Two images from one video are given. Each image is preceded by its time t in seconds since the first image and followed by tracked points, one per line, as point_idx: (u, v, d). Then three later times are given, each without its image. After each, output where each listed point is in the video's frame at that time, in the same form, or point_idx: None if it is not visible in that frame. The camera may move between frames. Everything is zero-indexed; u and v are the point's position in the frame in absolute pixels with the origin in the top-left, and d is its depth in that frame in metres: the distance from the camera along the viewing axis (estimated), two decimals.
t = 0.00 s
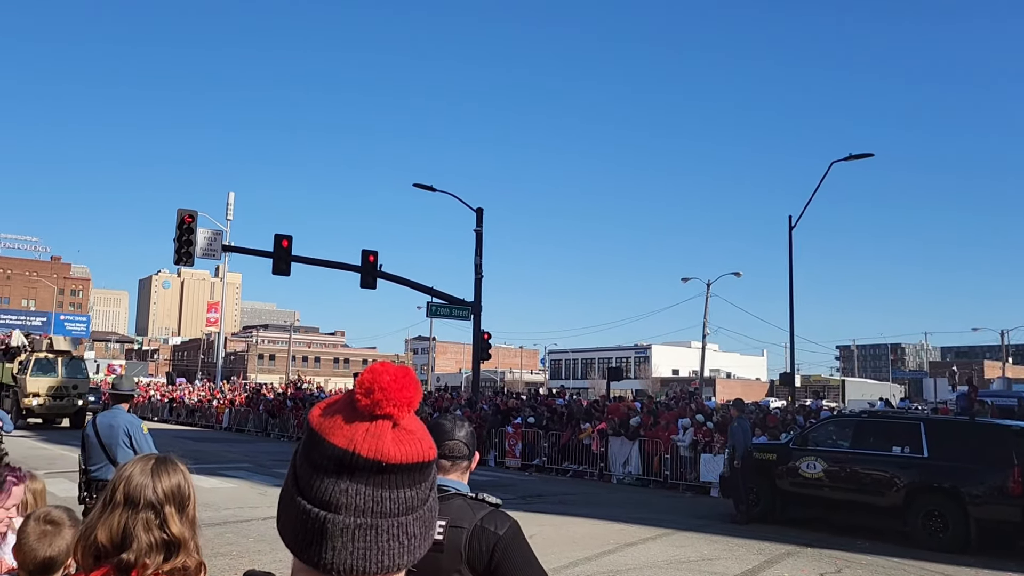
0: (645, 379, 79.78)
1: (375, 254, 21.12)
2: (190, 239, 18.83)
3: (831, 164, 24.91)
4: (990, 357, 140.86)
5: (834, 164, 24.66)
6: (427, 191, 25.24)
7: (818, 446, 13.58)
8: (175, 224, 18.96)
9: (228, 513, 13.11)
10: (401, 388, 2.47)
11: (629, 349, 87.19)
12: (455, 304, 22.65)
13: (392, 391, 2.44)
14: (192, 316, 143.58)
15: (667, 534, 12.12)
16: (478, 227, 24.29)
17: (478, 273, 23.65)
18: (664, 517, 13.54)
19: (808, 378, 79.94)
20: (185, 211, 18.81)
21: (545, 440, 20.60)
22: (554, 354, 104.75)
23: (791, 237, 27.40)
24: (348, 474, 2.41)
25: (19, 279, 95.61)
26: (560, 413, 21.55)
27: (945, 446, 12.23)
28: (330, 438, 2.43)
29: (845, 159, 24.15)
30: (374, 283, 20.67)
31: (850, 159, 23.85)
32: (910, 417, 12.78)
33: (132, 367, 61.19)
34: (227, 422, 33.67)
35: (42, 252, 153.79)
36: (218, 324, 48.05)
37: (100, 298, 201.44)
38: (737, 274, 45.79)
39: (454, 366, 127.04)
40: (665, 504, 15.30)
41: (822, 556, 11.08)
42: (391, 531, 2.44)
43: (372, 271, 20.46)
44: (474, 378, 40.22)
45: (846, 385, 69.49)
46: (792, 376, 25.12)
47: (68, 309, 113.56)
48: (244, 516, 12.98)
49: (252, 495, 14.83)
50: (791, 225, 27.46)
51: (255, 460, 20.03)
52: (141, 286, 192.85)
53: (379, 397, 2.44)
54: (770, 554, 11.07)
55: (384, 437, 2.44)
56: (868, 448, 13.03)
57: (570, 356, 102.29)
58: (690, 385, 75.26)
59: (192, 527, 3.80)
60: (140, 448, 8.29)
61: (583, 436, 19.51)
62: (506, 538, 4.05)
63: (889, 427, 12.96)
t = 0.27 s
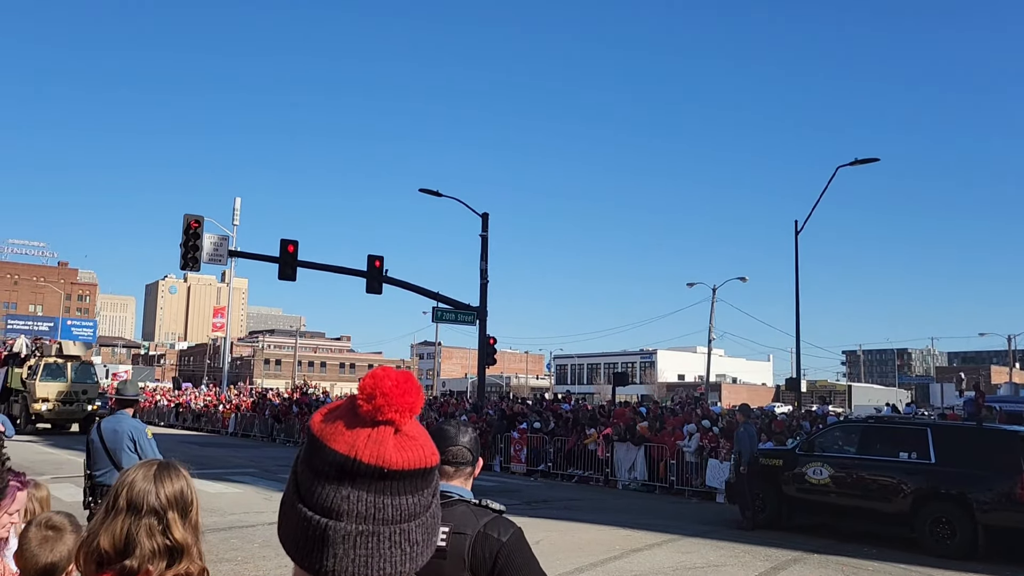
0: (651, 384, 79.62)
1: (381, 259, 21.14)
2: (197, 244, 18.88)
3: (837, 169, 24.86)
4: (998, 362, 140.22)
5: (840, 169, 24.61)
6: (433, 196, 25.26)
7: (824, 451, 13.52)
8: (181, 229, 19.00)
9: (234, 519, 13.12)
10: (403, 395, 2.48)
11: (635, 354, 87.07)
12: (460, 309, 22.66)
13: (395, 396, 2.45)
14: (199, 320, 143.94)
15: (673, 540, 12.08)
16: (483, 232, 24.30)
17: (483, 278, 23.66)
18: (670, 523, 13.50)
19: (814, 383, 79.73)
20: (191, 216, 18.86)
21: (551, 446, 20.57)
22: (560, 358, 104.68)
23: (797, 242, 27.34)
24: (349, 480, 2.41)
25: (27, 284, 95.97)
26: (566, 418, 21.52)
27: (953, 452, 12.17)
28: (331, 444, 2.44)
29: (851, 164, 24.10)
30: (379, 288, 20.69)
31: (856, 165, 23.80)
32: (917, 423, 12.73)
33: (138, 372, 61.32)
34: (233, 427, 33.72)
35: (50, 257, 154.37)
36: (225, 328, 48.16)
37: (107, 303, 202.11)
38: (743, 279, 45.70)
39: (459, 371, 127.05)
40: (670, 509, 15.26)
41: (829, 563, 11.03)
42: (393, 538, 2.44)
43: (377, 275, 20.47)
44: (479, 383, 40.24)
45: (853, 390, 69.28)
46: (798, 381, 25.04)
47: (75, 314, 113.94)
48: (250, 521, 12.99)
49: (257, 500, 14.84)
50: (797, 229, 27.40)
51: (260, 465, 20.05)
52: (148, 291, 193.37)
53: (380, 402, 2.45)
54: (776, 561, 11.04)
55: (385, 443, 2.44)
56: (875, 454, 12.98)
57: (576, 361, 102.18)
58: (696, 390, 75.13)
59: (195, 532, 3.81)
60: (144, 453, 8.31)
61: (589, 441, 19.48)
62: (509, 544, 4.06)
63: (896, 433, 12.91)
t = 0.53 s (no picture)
0: (655, 388, 79.54)
1: (385, 263, 21.18)
2: (202, 249, 18.93)
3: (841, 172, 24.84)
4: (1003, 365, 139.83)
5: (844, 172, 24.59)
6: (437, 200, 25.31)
7: (829, 454, 13.51)
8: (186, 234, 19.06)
9: (240, 523, 13.15)
10: (412, 398, 2.49)
11: (640, 358, 87.04)
12: (465, 313, 22.68)
13: (404, 400, 2.47)
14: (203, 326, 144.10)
15: (679, 543, 12.07)
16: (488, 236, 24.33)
17: (488, 282, 23.68)
18: (676, 526, 13.50)
19: (820, 386, 79.54)
20: (196, 221, 18.92)
21: (556, 449, 20.56)
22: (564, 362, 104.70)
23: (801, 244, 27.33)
24: (359, 483, 2.43)
25: (32, 290, 96.23)
26: (571, 421, 21.52)
27: (959, 454, 12.16)
28: (342, 447, 2.46)
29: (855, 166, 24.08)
30: (384, 293, 20.73)
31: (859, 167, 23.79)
32: (922, 425, 12.72)
33: (143, 377, 61.38)
34: (238, 432, 33.75)
35: (54, 263, 154.81)
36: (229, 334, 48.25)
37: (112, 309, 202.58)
38: (748, 283, 45.65)
39: (464, 375, 127.06)
40: (676, 513, 15.25)
41: (835, 566, 11.02)
42: (402, 541, 2.45)
43: (382, 280, 20.51)
44: (484, 387, 40.27)
45: (858, 393, 69.17)
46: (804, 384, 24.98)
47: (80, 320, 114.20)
48: (256, 525, 13.01)
49: (263, 504, 14.86)
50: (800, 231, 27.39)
51: (266, 470, 20.06)
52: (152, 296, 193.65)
53: (390, 406, 2.46)
54: (782, 563, 11.03)
55: (395, 446, 2.45)
56: (880, 457, 12.96)
57: (580, 365, 102.08)
58: (702, 394, 75.01)
59: (204, 534, 3.82)
60: (149, 458, 8.32)
61: (594, 445, 19.50)
62: (516, 548, 4.07)
63: (901, 435, 12.89)
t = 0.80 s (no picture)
0: (658, 387, 79.49)
1: (388, 265, 21.17)
2: (204, 252, 18.93)
3: (843, 171, 24.79)
4: (1006, 362, 139.62)
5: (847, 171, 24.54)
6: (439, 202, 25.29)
7: (834, 454, 13.49)
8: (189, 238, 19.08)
9: (244, 526, 13.14)
10: (417, 408, 2.48)
11: (642, 358, 87.00)
12: (467, 314, 22.67)
13: (409, 411, 2.44)
14: (205, 328, 144.15)
15: (684, 544, 12.06)
16: (490, 237, 24.31)
17: (490, 284, 23.67)
18: (680, 527, 13.49)
19: (823, 385, 79.41)
20: (198, 225, 18.93)
21: (560, 450, 20.55)
22: (566, 362, 104.72)
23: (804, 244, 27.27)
24: (365, 492, 2.41)
25: (35, 294, 96.35)
26: (575, 423, 21.50)
27: (963, 454, 12.13)
28: (348, 458, 2.45)
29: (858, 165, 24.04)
30: (387, 295, 20.72)
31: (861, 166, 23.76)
32: (927, 424, 12.69)
33: (146, 380, 61.37)
34: (241, 434, 33.75)
35: (57, 267, 155.00)
36: (232, 336, 48.27)
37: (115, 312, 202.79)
38: (750, 282, 45.60)
39: (466, 375, 127.03)
40: (680, 513, 15.24)
41: (840, 566, 11.01)
42: (409, 550, 2.43)
43: (385, 282, 20.50)
44: (487, 388, 40.27)
45: (861, 392, 69.01)
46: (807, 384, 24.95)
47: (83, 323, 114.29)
48: (260, 529, 13.01)
49: (267, 508, 14.86)
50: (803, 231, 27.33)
51: (270, 473, 20.06)
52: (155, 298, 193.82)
53: (395, 416, 2.44)
54: (787, 564, 11.01)
55: (400, 456, 2.44)
56: (885, 456, 12.94)
57: (583, 365, 101.95)
58: (705, 393, 74.92)
59: (209, 541, 3.81)
60: (153, 463, 8.31)
61: (597, 446, 19.50)
62: (522, 553, 4.06)
63: (906, 434, 12.87)
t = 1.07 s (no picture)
0: (658, 389, 79.47)
1: (388, 268, 21.18)
2: (204, 256, 18.94)
3: (842, 171, 24.81)
4: (1007, 362, 139.54)
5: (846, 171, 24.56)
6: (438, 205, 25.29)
7: (835, 454, 13.48)
8: (189, 242, 19.09)
9: (245, 530, 13.13)
10: (408, 410, 2.48)
11: (643, 359, 86.99)
12: (467, 317, 22.68)
13: (402, 413, 2.45)
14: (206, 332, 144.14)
15: (685, 545, 12.06)
16: (489, 240, 24.32)
17: (490, 286, 23.68)
18: (681, 529, 13.48)
19: (824, 386, 79.36)
20: (198, 229, 18.94)
21: (561, 452, 20.54)
22: (567, 364, 104.78)
23: (803, 245, 27.27)
24: (357, 496, 2.41)
25: (36, 299, 96.38)
26: (575, 424, 21.50)
27: (964, 454, 12.13)
28: (339, 462, 2.44)
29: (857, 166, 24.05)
30: (387, 298, 20.73)
31: (860, 166, 23.76)
32: (927, 424, 12.68)
33: (147, 384, 61.30)
34: (242, 438, 33.74)
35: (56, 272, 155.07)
36: (232, 340, 48.25)
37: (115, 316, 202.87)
38: (750, 283, 45.61)
39: (467, 378, 126.98)
40: (681, 515, 15.22)
41: (841, 567, 11.00)
42: (402, 553, 2.42)
43: (384, 285, 20.51)
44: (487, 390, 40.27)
45: (862, 393, 68.98)
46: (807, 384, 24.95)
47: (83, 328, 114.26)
48: (261, 532, 13.01)
49: (268, 512, 14.85)
50: (803, 231, 27.32)
51: (271, 476, 20.05)
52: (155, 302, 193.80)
53: (386, 419, 2.44)
54: (788, 565, 11.00)
55: (392, 459, 2.44)
56: (886, 457, 12.93)
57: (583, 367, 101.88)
58: (706, 394, 74.86)
59: (208, 545, 3.82)
60: (153, 467, 8.31)
61: (598, 447, 19.50)
62: (522, 556, 4.06)
63: (906, 435, 12.86)
